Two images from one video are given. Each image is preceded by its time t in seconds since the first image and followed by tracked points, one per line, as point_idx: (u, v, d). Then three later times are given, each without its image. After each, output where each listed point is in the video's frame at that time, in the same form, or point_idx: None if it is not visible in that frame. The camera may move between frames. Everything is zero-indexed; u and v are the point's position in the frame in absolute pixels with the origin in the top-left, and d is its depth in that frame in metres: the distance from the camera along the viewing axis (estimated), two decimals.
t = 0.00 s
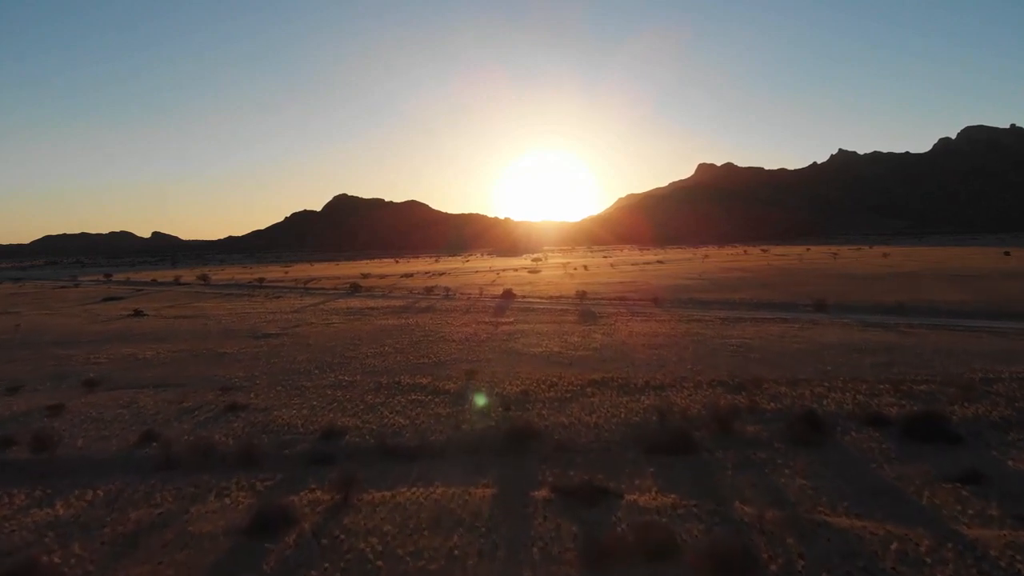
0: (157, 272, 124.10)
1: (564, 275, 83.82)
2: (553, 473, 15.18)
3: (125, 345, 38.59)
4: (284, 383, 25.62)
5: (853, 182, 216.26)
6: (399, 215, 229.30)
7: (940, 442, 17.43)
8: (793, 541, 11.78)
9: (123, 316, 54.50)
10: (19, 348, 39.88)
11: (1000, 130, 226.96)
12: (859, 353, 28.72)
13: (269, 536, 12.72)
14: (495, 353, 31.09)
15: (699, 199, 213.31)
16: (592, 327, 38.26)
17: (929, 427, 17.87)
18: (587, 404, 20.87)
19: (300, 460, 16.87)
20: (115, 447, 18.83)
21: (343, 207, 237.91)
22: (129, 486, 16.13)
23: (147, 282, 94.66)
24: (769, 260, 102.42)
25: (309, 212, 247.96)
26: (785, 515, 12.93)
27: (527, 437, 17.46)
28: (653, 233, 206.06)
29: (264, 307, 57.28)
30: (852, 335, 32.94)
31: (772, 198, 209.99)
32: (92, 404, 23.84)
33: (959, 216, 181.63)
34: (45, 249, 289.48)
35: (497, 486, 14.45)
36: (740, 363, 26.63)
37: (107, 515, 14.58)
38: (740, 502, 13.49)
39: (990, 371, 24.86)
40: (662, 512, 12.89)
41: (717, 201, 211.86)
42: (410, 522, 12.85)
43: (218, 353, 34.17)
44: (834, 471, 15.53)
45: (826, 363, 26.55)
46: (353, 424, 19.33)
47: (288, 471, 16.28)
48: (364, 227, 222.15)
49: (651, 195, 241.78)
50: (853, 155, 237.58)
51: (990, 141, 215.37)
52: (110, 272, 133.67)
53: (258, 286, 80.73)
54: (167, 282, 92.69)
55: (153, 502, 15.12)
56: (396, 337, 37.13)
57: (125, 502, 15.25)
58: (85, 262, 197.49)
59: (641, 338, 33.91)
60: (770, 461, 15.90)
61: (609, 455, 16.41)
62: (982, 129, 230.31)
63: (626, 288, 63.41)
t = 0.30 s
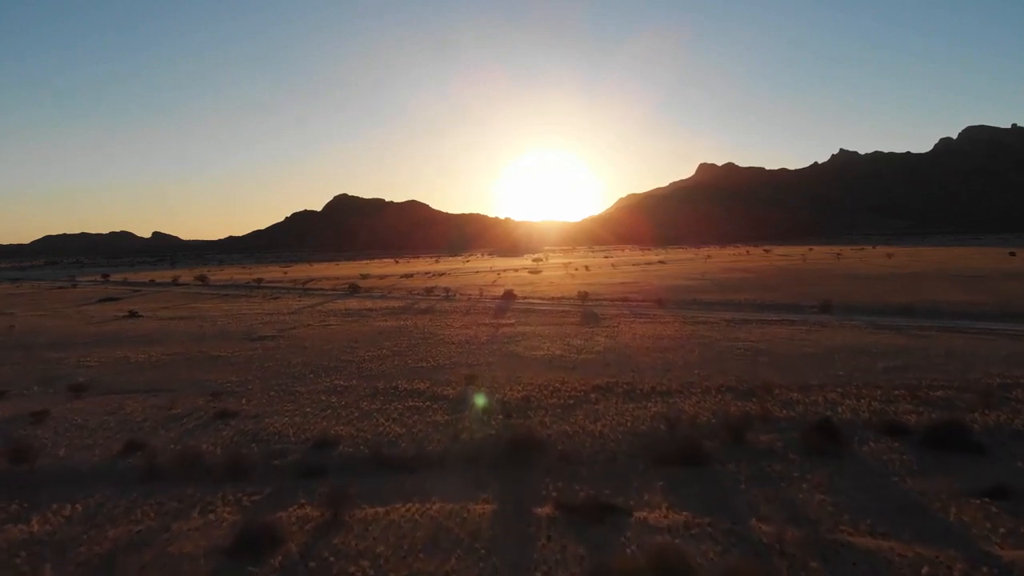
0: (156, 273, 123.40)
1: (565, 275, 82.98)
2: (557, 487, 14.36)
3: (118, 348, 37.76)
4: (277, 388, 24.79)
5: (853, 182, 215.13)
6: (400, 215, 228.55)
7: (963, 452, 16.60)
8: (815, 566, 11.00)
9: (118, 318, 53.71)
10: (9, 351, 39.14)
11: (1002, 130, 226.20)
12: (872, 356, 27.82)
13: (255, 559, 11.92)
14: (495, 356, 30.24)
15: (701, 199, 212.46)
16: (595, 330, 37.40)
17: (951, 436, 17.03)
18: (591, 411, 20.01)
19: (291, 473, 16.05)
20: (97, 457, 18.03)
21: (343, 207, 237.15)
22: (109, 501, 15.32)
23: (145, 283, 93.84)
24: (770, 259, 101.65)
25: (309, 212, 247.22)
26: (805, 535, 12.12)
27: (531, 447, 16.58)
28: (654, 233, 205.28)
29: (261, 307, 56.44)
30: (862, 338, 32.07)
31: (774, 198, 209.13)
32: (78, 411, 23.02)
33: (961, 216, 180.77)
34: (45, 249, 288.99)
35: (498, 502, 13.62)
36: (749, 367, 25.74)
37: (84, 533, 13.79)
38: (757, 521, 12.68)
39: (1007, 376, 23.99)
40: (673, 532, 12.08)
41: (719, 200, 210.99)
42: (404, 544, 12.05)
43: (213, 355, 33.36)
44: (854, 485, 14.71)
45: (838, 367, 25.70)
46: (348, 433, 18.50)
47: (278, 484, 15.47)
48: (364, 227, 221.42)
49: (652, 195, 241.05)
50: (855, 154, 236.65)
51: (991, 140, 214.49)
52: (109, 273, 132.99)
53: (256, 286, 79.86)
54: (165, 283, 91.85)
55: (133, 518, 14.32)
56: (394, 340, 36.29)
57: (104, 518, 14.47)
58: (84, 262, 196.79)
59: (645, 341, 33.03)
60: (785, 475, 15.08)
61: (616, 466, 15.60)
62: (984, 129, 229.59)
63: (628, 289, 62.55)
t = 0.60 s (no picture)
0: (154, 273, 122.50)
1: (566, 275, 82.07)
2: (562, 505, 13.42)
3: (108, 351, 36.83)
4: (269, 394, 23.84)
5: (854, 182, 214.09)
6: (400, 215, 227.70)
7: (992, 466, 15.65)
8: None
9: (111, 319, 52.75)
10: None
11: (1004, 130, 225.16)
12: (886, 361, 26.84)
13: None
14: (496, 360, 29.28)
15: (702, 199, 211.47)
16: (598, 332, 36.43)
17: (979, 448, 16.07)
18: (597, 420, 19.07)
19: (279, 488, 15.09)
20: (76, 469, 17.08)
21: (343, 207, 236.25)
22: (83, 520, 14.37)
23: (141, 283, 92.95)
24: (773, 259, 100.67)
25: (309, 212, 246.30)
26: (831, 562, 11.20)
27: (532, 460, 15.62)
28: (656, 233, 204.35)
29: (258, 309, 55.52)
30: (874, 341, 31.10)
31: (775, 198, 208.13)
32: (62, 419, 22.07)
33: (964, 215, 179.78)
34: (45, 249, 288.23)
35: (498, 523, 12.68)
36: (760, 372, 24.77)
37: (54, 556, 12.86)
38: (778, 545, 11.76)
39: None
40: (688, 558, 11.15)
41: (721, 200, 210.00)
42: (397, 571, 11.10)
43: (205, 359, 32.41)
44: (880, 502, 13.76)
45: (851, 372, 24.70)
46: (340, 443, 17.55)
47: (263, 501, 14.52)
48: (364, 227, 220.53)
49: (654, 194, 240.13)
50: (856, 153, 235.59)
51: (994, 139, 213.44)
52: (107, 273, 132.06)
53: (254, 287, 78.94)
54: (163, 283, 90.93)
55: (109, 539, 13.38)
56: (392, 342, 35.33)
57: (77, 538, 13.53)
58: (83, 262, 195.99)
59: (650, 344, 32.07)
60: (806, 492, 14.11)
61: (624, 482, 14.66)
62: (985, 128, 228.68)
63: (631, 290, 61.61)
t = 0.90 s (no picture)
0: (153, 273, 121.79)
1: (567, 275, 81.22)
2: (566, 525, 12.56)
3: (99, 354, 35.97)
4: (261, 400, 22.97)
5: (856, 182, 213.14)
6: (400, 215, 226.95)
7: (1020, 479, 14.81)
8: None
9: (106, 321, 51.94)
10: None
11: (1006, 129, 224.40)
12: (898, 365, 25.98)
13: None
14: (496, 363, 28.42)
15: (703, 199, 210.72)
16: (601, 335, 35.60)
17: (1006, 460, 15.20)
18: (602, 429, 18.23)
19: (265, 503, 14.24)
20: (54, 481, 16.22)
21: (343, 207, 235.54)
22: (56, 537, 13.52)
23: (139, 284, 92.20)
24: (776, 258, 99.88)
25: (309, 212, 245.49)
26: None
27: (534, 474, 14.75)
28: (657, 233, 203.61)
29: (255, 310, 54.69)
30: (885, 344, 30.25)
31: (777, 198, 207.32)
32: (44, 426, 21.22)
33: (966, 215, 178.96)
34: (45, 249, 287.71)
35: (498, 544, 11.83)
36: (769, 377, 23.91)
37: None
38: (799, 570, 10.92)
39: None
40: None
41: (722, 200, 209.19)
42: None
43: (198, 363, 31.54)
44: (905, 520, 12.92)
45: (863, 378, 23.84)
46: (332, 454, 16.70)
47: (249, 518, 13.67)
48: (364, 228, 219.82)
49: (655, 194, 239.44)
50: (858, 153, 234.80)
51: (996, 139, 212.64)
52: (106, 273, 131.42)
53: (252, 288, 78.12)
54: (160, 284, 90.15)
55: (82, 560, 12.52)
56: (390, 345, 34.49)
57: (50, 558, 12.70)
58: (83, 262, 195.32)
59: (654, 347, 31.23)
60: (826, 509, 13.25)
61: (632, 498, 13.79)
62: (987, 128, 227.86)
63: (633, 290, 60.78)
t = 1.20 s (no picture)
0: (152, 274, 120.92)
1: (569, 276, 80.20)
2: (572, 551, 11.61)
3: (89, 357, 35.02)
4: (251, 407, 22.02)
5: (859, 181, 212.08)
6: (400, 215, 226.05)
7: None
8: None
9: (100, 322, 51.05)
10: None
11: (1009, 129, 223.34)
12: (914, 370, 24.99)
13: None
14: (497, 368, 27.47)
15: (705, 199, 209.81)
16: (605, 337, 34.64)
17: None
18: (608, 439, 17.24)
19: (248, 521, 13.28)
20: (25, 496, 15.24)
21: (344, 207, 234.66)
22: (23, 559, 12.58)
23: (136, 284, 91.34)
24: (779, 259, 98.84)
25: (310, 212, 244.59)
26: None
27: (537, 491, 13.76)
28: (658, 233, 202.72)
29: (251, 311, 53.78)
30: (898, 347, 29.25)
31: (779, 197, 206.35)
32: (24, 434, 20.28)
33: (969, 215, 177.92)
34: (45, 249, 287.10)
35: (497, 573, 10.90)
36: (781, 383, 22.94)
37: None
38: None
39: None
40: None
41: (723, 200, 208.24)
42: None
43: (190, 366, 30.58)
44: (940, 544, 11.92)
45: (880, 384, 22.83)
46: (322, 467, 15.75)
47: (230, 539, 12.72)
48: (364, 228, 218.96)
49: (656, 194, 238.57)
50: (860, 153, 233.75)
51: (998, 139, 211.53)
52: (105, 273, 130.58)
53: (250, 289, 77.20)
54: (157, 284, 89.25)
55: None
56: (388, 348, 33.53)
57: None
58: (82, 262, 194.61)
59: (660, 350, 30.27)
60: (852, 532, 12.28)
61: (643, 518, 12.82)
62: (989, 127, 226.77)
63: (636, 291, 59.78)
